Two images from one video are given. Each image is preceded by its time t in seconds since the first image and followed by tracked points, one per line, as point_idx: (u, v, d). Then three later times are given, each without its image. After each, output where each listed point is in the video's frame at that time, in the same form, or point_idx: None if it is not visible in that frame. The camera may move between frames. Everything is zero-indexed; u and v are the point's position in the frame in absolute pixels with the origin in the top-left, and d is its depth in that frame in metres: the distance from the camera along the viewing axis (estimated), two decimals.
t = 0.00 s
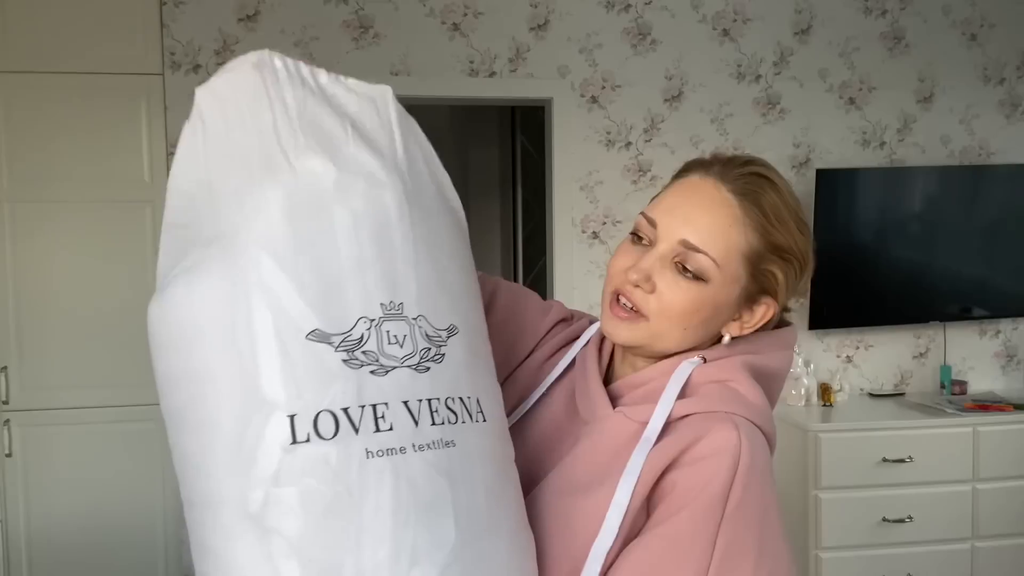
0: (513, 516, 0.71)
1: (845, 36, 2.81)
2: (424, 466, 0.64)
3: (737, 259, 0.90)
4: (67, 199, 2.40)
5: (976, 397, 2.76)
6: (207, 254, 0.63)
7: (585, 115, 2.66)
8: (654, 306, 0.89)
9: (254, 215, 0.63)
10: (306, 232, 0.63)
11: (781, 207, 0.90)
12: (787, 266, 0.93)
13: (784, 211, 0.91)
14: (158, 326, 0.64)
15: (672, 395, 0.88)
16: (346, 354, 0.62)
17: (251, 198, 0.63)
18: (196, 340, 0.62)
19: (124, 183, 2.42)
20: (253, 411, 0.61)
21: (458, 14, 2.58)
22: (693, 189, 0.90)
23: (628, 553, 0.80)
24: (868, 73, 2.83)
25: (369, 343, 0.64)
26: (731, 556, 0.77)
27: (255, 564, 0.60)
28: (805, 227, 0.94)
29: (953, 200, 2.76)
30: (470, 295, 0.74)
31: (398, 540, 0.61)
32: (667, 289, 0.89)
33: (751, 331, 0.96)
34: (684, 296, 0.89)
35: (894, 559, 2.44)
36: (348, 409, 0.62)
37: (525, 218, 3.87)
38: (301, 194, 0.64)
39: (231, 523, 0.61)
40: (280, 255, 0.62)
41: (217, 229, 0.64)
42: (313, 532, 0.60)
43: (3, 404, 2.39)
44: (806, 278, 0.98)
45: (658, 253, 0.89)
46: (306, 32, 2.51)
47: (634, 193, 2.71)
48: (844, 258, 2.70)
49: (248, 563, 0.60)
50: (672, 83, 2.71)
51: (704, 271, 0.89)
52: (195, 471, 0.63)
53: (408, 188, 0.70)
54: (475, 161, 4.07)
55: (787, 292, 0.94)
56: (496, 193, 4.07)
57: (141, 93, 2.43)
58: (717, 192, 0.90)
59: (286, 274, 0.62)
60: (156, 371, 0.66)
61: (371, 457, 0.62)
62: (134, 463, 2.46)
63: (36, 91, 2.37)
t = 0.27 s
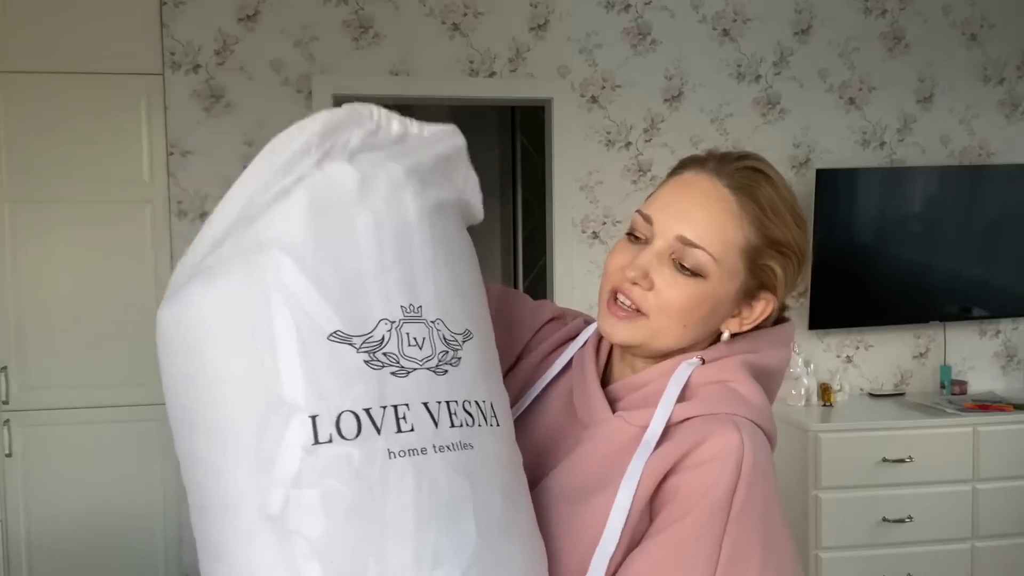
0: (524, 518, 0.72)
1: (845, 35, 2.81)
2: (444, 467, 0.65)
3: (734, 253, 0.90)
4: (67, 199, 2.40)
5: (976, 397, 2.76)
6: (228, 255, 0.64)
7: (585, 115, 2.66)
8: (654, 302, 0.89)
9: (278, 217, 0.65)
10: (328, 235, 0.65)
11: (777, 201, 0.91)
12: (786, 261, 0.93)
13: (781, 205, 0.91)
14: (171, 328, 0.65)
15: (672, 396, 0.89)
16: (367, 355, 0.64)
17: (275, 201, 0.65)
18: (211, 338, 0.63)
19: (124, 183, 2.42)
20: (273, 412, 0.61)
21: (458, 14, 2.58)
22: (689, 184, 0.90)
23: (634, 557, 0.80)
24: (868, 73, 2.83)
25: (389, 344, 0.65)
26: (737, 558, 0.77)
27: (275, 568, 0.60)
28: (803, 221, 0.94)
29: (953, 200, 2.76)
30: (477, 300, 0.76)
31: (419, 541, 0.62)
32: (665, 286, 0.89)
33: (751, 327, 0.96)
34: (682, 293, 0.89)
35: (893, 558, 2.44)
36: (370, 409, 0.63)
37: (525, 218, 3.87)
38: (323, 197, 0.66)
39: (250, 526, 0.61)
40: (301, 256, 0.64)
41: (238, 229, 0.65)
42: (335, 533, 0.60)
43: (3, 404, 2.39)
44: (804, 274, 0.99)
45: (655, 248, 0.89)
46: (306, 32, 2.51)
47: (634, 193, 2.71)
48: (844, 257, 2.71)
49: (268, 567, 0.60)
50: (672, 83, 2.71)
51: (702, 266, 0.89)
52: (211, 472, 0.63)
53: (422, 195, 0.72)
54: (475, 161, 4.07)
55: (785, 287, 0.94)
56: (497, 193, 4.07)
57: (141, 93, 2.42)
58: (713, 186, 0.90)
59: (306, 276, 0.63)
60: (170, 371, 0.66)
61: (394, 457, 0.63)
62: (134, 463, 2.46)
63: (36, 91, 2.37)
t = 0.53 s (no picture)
0: (531, 521, 0.73)
1: (845, 35, 2.81)
2: (450, 471, 0.67)
3: (734, 262, 0.89)
4: (66, 199, 2.39)
5: (976, 397, 2.76)
6: (227, 259, 0.66)
7: (585, 115, 2.66)
8: (655, 316, 0.89)
9: (278, 222, 0.66)
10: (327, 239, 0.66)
11: (776, 207, 0.90)
12: (784, 264, 0.92)
13: (780, 210, 0.90)
14: (168, 330, 0.66)
15: (672, 395, 0.89)
16: (370, 360, 0.65)
17: (274, 204, 0.67)
18: (211, 340, 0.64)
19: (124, 183, 2.42)
20: (277, 418, 0.62)
21: (458, 14, 2.58)
22: (685, 194, 0.90)
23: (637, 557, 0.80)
24: (868, 73, 2.83)
25: (393, 347, 0.67)
26: (741, 558, 0.78)
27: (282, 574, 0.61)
28: (801, 222, 0.94)
29: (953, 200, 2.76)
30: (475, 298, 0.77)
31: (427, 544, 0.64)
32: (665, 299, 0.89)
33: (751, 329, 0.96)
34: (683, 305, 0.89)
35: (893, 558, 2.44)
36: (374, 414, 0.64)
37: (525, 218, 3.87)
38: (321, 201, 0.68)
39: (257, 533, 0.62)
40: (300, 258, 0.65)
41: (238, 234, 0.67)
42: (341, 539, 0.61)
43: (3, 404, 2.39)
44: (802, 273, 0.98)
45: (654, 262, 0.89)
46: (306, 32, 2.51)
47: (634, 193, 2.71)
48: (844, 257, 2.71)
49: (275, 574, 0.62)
50: (672, 83, 2.71)
51: (702, 279, 0.89)
52: (213, 478, 0.64)
53: (420, 197, 0.73)
54: (475, 161, 4.07)
55: (786, 289, 0.93)
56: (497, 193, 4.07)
57: (141, 93, 2.42)
58: (710, 195, 0.89)
59: (306, 278, 0.65)
60: (170, 376, 0.67)
61: (400, 462, 0.64)
62: (134, 462, 2.46)
63: (36, 90, 2.37)
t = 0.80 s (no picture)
0: (524, 499, 0.71)
1: (845, 35, 2.81)
2: (441, 433, 0.66)
3: (724, 259, 0.89)
4: (66, 199, 2.39)
5: (976, 397, 2.76)
6: (248, 246, 0.71)
7: (585, 115, 2.66)
8: (645, 310, 0.90)
9: (293, 211, 0.71)
10: (336, 222, 0.70)
11: (768, 203, 0.90)
12: (779, 262, 0.92)
13: (772, 207, 0.90)
14: (193, 315, 0.70)
15: (672, 395, 0.89)
16: (368, 327, 0.67)
17: (292, 200, 0.72)
18: (227, 316, 0.68)
19: (124, 183, 2.42)
20: (280, 379, 0.65)
21: (458, 14, 2.58)
22: (676, 192, 0.90)
23: (631, 555, 0.80)
24: (868, 73, 2.83)
25: (389, 318, 0.69)
26: (735, 557, 0.77)
27: (275, 528, 0.62)
28: (799, 220, 0.93)
29: (953, 200, 2.76)
30: (478, 294, 0.79)
31: (416, 501, 0.63)
32: (655, 295, 0.89)
33: (748, 328, 0.95)
34: (673, 301, 0.89)
35: (893, 559, 2.44)
36: (369, 375, 0.66)
37: (525, 218, 3.87)
38: (333, 192, 0.72)
39: (255, 488, 0.63)
40: (312, 241, 0.69)
41: (258, 226, 0.72)
42: (334, 492, 0.62)
43: (3, 404, 2.39)
44: (803, 273, 0.97)
45: (644, 258, 0.89)
46: (306, 32, 2.51)
47: (634, 193, 2.71)
48: (844, 257, 2.71)
49: (270, 528, 0.62)
50: (672, 83, 2.71)
51: (692, 275, 0.89)
52: (220, 446, 0.66)
53: (428, 197, 0.77)
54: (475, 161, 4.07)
55: (782, 288, 0.93)
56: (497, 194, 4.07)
57: (141, 93, 2.42)
58: (700, 191, 0.89)
59: (315, 257, 0.68)
60: (191, 357, 0.70)
61: (391, 419, 0.65)
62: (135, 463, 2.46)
63: (36, 90, 2.37)
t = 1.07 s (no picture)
0: (529, 490, 0.71)
1: (845, 35, 2.81)
2: (454, 418, 0.66)
3: (725, 257, 0.89)
4: (67, 199, 2.39)
5: (976, 397, 2.76)
6: (275, 229, 0.71)
7: (585, 115, 2.66)
8: (644, 305, 0.90)
9: (322, 197, 0.71)
10: (361, 210, 0.71)
11: (771, 205, 0.90)
12: (781, 265, 0.91)
13: (775, 209, 0.90)
14: (216, 297, 0.70)
15: (671, 395, 0.89)
16: (389, 312, 0.68)
17: (322, 186, 0.72)
18: (249, 297, 0.68)
19: (124, 183, 2.43)
20: (301, 356, 0.65)
21: (458, 14, 2.58)
22: (682, 189, 0.90)
23: (629, 554, 0.80)
24: (868, 73, 2.83)
25: (410, 304, 0.69)
26: (732, 556, 0.77)
27: (289, 501, 0.62)
28: (804, 223, 0.93)
29: (953, 200, 2.76)
30: (495, 289, 0.80)
31: (428, 480, 0.63)
32: (656, 290, 0.89)
33: (747, 331, 0.95)
34: (673, 296, 0.89)
35: (893, 558, 2.44)
36: (389, 357, 0.66)
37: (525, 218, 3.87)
38: (359, 181, 0.73)
39: (269, 463, 0.63)
40: (337, 226, 0.69)
41: (285, 212, 0.72)
42: (348, 468, 0.62)
43: (3, 404, 2.39)
44: (807, 279, 0.96)
45: (646, 253, 0.90)
46: (306, 32, 2.51)
47: (634, 193, 2.71)
48: (844, 257, 2.71)
49: (284, 500, 0.62)
50: (672, 83, 2.71)
51: (692, 272, 0.89)
52: (237, 421, 0.66)
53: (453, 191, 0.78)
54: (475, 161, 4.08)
55: (783, 290, 0.92)
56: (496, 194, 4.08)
57: (141, 93, 2.43)
58: (704, 190, 0.90)
59: (339, 242, 0.69)
60: (212, 336, 0.70)
61: (406, 401, 0.65)
62: (134, 463, 2.46)
63: (36, 90, 2.37)
